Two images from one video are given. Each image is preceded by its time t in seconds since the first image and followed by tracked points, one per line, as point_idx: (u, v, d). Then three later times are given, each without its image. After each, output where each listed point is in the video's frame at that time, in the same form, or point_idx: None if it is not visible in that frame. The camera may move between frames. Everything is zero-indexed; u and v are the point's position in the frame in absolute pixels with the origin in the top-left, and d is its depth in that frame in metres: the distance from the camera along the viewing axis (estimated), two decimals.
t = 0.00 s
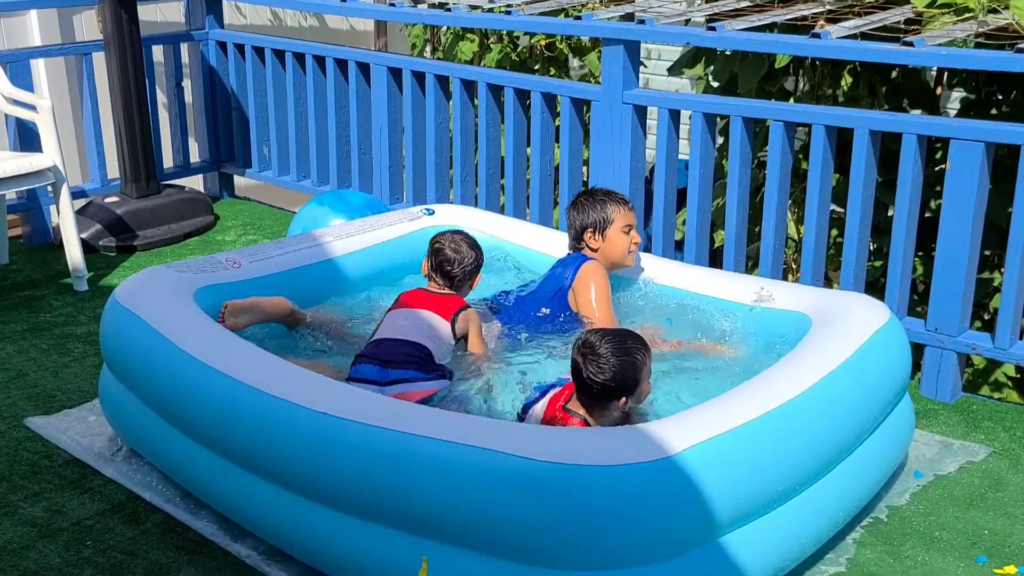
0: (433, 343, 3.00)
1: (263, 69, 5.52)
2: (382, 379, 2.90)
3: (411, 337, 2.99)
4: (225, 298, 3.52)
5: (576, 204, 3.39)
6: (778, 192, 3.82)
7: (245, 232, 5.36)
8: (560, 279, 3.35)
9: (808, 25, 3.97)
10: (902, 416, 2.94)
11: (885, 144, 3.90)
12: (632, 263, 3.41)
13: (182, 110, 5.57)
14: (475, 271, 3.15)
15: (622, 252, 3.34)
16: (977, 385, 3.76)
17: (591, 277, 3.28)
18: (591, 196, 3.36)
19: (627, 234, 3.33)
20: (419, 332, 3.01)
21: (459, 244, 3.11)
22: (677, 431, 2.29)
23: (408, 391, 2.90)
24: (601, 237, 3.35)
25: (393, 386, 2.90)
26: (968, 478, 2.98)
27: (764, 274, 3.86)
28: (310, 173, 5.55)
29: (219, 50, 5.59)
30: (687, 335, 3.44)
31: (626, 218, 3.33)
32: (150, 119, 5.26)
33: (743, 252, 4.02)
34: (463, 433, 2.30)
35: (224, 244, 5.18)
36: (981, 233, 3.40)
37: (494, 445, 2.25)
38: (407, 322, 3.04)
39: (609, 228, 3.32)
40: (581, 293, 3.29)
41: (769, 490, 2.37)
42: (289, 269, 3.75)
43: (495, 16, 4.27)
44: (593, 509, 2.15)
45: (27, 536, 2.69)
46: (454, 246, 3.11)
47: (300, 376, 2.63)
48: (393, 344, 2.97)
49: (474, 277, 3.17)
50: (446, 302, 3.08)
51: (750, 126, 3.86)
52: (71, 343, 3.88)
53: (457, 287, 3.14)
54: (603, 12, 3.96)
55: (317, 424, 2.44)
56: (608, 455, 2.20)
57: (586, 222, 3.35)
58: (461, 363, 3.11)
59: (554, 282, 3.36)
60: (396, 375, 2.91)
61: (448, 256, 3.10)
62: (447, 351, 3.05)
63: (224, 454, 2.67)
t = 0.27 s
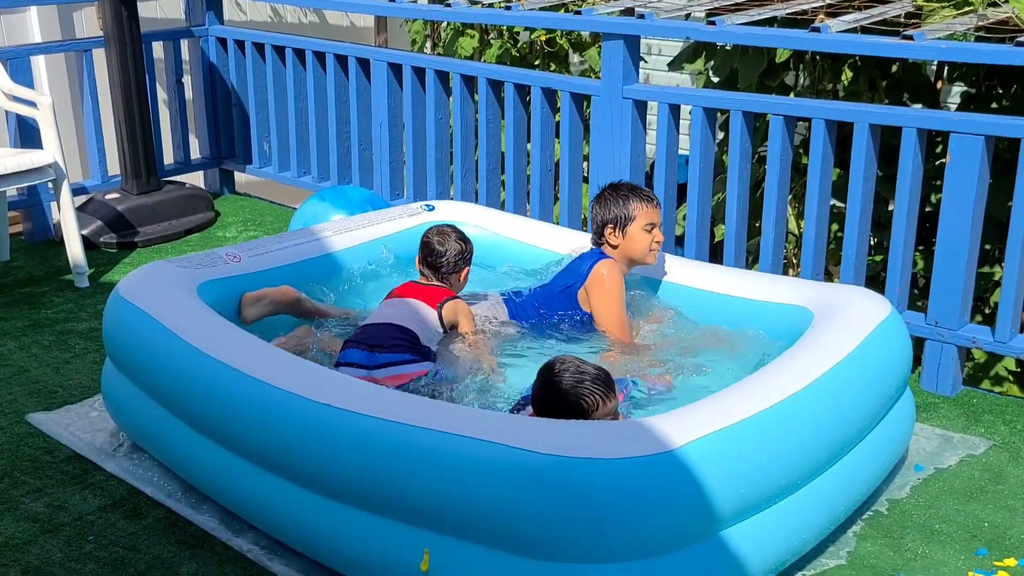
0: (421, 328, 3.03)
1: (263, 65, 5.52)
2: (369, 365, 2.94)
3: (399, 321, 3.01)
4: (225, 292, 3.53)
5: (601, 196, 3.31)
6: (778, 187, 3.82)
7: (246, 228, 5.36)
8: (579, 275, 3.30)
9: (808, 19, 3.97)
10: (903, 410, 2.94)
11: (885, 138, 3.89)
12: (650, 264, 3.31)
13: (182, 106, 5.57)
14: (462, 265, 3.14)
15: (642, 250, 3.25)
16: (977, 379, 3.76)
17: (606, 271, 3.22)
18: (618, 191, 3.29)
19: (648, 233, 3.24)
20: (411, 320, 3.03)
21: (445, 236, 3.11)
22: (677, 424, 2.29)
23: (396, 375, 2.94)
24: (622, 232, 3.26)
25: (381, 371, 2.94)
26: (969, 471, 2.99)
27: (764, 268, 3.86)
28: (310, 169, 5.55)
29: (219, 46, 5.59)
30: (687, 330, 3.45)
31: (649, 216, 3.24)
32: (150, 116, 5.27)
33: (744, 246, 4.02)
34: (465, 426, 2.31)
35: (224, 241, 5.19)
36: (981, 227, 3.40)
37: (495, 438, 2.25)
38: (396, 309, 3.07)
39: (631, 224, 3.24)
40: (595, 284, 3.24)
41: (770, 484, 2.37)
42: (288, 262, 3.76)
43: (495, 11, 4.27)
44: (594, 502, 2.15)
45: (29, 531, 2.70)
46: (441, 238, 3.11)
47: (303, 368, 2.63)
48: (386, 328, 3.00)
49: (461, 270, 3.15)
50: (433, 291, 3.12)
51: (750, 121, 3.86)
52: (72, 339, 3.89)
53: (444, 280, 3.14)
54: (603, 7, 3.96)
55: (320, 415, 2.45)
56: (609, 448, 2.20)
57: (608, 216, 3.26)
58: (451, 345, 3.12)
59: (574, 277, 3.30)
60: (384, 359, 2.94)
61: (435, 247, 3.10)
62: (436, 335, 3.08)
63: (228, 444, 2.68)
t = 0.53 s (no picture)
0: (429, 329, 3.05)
1: (266, 59, 5.52)
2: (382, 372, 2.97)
3: (407, 317, 3.03)
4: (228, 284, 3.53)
5: (611, 196, 3.31)
6: (781, 180, 3.82)
7: (249, 222, 5.37)
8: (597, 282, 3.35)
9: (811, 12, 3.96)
10: (905, 401, 2.95)
11: (888, 131, 3.89)
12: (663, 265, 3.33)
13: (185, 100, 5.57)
14: (461, 253, 3.16)
15: (648, 254, 3.27)
16: (980, 372, 3.76)
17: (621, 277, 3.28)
18: (625, 192, 3.28)
19: (654, 237, 3.24)
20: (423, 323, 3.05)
21: (445, 228, 3.11)
22: (679, 415, 2.30)
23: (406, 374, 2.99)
24: (630, 237, 3.28)
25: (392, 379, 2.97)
26: (971, 463, 2.99)
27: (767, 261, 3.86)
28: (313, 163, 5.55)
29: (222, 39, 5.59)
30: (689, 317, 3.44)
31: (654, 221, 3.22)
32: (154, 110, 5.27)
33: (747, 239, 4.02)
34: (467, 416, 2.31)
35: (228, 234, 5.20)
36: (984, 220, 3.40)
37: (497, 428, 2.26)
38: (408, 309, 3.07)
39: (637, 229, 3.25)
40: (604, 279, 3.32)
41: (771, 475, 2.37)
42: (291, 255, 3.77)
43: (498, 4, 4.27)
44: (596, 491, 2.16)
45: (34, 523, 2.71)
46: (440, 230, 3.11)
47: (305, 359, 2.64)
48: (397, 332, 3.02)
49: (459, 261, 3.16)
50: (438, 286, 3.11)
51: (753, 114, 3.85)
52: (76, 332, 3.90)
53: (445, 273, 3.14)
54: (606, 0, 3.95)
55: (322, 406, 2.46)
56: (611, 438, 2.21)
57: (615, 219, 3.28)
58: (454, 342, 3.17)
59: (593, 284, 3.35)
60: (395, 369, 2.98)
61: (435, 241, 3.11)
62: (442, 335, 3.09)
63: (231, 436, 2.69)
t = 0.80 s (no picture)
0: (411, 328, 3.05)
1: (271, 57, 5.52)
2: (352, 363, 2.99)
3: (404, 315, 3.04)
4: (232, 282, 3.54)
5: (624, 217, 3.33)
6: (785, 178, 3.82)
7: (254, 220, 5.37)
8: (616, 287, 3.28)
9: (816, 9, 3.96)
10: (909, 399, 2.94)
11: (892, 129, 3.88)
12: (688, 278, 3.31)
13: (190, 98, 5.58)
14: (469, 259, 3.16)
15: (671, 266, 3.25)
16: (985, 370, 3.75)
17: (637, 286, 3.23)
18: (638, 209, 3.30)
19: (675, 248, 3.23)
20: (401, 321, 3.05)
21: (456, 231, 3.13)
22: (682, 412, 2.30)
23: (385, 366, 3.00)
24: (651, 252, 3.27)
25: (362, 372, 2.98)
26: (975, 461, 2.99)
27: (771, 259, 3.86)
28: (317, 161, 5.56)
29: (227, 38, 5.59)
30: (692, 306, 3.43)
31: (673, 231, 3.22)
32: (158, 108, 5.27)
33: (751, 237, 4.01)
34: (471, 413, 2.31)
35: (232, 232, 5.20)
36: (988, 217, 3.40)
37: (501, 426, 2.26)
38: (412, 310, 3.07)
39: (657, 242, 3.24)
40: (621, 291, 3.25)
41: (774, 472, 2.37)
42: (293, 253, 3.77)
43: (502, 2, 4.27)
44: (599, 488, 2.16)
45: (39, 520, 2.71)
46: (451, 230, 3.13)
47: (309, 358, 2.64)
48: (368, 330, 3.04)
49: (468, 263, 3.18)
50: (433, 288, 3.13)
51: (757, 112, 3.85)
52: (81, 330, 3.90)
53: (446, 274, 3.16)
54: None
55: (326, 405, 2.46)
56: (614, 435, 2.21)
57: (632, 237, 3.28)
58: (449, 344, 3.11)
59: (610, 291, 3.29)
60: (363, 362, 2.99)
61: (442, 241, 3.12)
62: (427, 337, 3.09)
63: (235, 435, 2.69)
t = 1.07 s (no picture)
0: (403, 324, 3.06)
1: (272, 58, 5.52)
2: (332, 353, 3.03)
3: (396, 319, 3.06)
4: (236, 286, 3.54)
5: (661, 224, 3.25)
6: (786, 178, 3.82)
7: (255, 221, 5.37)
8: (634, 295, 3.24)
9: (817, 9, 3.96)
10: (911, 400, 2.94)
11: (894, 129, 3.88)
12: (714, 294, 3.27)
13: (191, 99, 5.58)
14: (474, 268, 3.16)
15: (701, 282, 3.20)
16: (987, 371, 3.75)
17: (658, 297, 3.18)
18: (676, 219, 3.21)
19: (708, 266, 3.17)
20: (390, 315, 3.07)
21: (465, 239, 3.12)
22: (683, 414, 2.30)
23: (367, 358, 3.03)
24: (682, 265, 3.20)
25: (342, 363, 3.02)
26: (977, 462, 2.99)
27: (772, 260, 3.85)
28: (319, 162, 5.56)
29: (228, 39, 5.59)
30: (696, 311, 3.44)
31: (709, 249, 3.16)
32: (159, 109, 5.27)
33: (752, 238, 4.01)
34: (472, 416, 2.31)
35: (233, 233, 5.20)
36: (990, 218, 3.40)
37: (502, 428, 2.26)
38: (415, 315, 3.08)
39: (690, 257, 3.17)
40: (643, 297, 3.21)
41: (776, 474, 2.37)
42: (297, 255, 3.77)
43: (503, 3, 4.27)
44: (601, 491, 2.16)
45: (41, 522, 2.72)
46: (462, 237, 3.13)
47: (311, 360, 2.64)
48: (358, 318, 3.07)
49: (471, 274, 3.17)
50: (430, 289, 3.14)
51: (758, 112, 3.85)
52: (82, 332, 3.91)
53: (442, 279, 3.16)
54: None
55: (328, 406, 2.46)
56: (615, 438, 2.21)
57: (666, 247, 3.20)
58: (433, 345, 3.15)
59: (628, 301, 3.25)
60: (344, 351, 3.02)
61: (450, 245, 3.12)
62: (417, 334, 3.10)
63: (237, 437, 2.69)
